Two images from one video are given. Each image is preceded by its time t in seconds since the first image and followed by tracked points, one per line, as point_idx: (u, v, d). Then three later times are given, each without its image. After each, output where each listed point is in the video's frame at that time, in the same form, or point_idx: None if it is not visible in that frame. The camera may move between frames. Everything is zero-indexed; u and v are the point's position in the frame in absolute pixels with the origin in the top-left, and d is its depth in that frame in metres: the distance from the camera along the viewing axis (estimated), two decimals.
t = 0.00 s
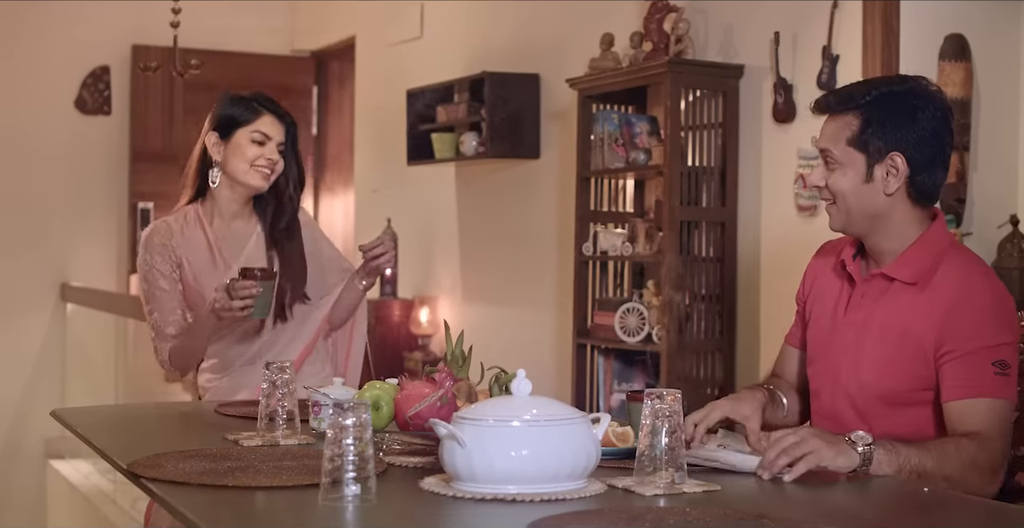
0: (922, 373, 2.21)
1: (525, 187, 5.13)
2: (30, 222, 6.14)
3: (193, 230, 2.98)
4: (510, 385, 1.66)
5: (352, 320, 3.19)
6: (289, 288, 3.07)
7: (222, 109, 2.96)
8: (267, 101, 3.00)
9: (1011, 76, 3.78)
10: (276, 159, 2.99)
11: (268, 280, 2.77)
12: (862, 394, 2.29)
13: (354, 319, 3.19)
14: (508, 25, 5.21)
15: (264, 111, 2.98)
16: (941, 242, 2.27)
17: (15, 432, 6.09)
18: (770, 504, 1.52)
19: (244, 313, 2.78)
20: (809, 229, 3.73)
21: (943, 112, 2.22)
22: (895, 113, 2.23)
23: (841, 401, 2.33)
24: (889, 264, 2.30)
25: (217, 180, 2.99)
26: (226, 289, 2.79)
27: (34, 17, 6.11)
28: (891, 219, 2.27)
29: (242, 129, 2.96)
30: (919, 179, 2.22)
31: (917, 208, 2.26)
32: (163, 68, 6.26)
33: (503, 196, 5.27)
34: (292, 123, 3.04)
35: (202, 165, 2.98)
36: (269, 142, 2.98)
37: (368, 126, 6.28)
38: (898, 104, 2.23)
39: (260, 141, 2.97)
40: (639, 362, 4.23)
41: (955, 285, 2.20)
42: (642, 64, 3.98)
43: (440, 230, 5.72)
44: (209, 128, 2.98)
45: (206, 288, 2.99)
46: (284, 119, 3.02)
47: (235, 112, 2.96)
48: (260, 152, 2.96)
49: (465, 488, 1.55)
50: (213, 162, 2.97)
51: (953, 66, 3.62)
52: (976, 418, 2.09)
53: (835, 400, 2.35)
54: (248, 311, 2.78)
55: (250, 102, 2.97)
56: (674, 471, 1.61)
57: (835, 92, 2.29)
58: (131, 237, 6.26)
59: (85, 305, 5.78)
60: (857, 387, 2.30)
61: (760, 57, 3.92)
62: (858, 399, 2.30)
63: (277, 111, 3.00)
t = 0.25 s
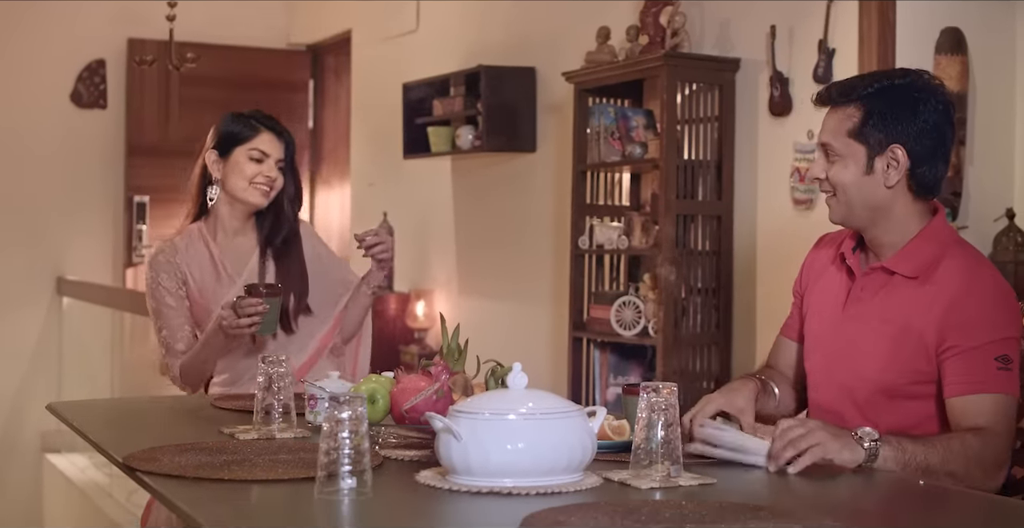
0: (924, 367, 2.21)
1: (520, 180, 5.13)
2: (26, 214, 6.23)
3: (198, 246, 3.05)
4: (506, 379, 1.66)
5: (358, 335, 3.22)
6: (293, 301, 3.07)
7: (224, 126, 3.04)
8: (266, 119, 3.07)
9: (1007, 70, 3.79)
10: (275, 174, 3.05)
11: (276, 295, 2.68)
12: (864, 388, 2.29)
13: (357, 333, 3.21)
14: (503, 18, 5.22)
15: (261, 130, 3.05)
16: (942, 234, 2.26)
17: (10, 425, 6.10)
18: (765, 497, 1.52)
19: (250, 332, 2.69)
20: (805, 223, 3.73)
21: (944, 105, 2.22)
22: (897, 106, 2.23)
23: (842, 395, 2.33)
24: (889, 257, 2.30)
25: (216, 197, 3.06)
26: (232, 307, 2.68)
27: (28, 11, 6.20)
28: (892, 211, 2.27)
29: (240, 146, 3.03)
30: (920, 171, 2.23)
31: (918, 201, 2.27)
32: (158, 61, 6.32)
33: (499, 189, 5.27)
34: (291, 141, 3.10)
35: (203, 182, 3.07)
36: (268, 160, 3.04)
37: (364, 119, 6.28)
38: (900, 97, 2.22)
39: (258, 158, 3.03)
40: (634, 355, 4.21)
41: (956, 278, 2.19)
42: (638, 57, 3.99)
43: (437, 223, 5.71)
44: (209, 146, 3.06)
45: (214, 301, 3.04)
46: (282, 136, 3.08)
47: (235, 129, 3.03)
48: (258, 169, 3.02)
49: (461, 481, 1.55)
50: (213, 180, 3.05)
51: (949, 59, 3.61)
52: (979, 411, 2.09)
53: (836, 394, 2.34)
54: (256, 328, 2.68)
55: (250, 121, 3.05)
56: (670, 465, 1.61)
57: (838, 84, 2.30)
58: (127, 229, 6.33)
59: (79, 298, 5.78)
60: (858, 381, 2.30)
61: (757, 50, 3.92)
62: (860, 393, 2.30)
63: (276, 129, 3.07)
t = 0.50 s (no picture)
0: (922, 361, 2.21)
1: (516, 174, 5.12)
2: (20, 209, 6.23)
3: (211, 253, 3.08)
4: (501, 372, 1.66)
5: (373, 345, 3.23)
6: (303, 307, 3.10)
7: (236, 135, 3.09)
8: (278, 131, 3.11)
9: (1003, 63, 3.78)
10: (285, 186, 3.09)
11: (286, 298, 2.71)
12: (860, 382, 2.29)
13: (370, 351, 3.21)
14: (499, 11, 5.21)
15: (272, 141, 3.09)
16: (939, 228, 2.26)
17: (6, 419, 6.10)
18: (760, 490, 1.52)
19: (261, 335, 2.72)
20: (800, 216, 3.73)
21: (941, 98, 2.21)
22: (894, 98, 2.22)
23: (838, 388, 2.33)
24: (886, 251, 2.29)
25: (229, 205, 3.09)
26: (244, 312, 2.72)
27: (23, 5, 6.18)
28: (889, 205, 2.27)
29: (251, 156, 3.07)
30: (917, 163, 2.23)
31: (916, 194, 2.26)
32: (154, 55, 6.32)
33: (495, 182, 5.27)
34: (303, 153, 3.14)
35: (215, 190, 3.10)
36: (278, 170, 3.08)
37: (359, 112, 6.27)
38: (897, 90, 2.22)
39: (267, 169, 3.07)
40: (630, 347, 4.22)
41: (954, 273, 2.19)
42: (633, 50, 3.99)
43: (432, 216, 5.71)
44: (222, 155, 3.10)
45: (226, 307, 3.07)
46: (292, 147, 3.13)
47: (246, 137, 3.08)
48: (267, 179, 3.06)
49: (456, 475, 1.55)
50: (224, 188, 3.08)
51: (945, 52, 3.60)
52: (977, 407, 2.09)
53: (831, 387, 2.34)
54: (267, 332, 2.72)
55: (263, 131, 3.09)
56: (665, 458, 1.61)
57: (835, 77, 2.29)
58: (122, 223, 6.34)
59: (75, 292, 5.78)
60: (855, 375, 2.29)
61: (753, 44, 3.92)
62: (856, 387, 2.30)
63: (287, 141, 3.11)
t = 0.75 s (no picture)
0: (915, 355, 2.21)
1: (510, 167, 5.12)
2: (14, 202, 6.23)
3: (224, 247, 3.08)
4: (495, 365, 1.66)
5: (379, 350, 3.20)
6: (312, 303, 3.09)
7: (252, 134, 3.05)
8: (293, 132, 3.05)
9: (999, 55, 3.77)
10: (295, 187, 3.03)
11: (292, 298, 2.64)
12: (852, 377, 2.28)
13: (378, 353, 3.19)
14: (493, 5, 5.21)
15: (286, 143, 3.04)
16: (932, 222, 2.26)
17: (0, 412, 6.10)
18: (757, 483, 1.52)
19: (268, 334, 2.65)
20: (794, 210, 3.73)
21: (932, 90, 2.22)
22: (884, 90, 2.23)
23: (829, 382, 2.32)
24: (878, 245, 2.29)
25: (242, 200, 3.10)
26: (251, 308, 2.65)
27: None
28: (881, 197, 2.27)
29: (264, 156, 3.02)
30: (908, 154, 2.23)
31: (907, 186, 2.27)
32: (147, 49, 6.32)
33: (489, 175, 5.26)
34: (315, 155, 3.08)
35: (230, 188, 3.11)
36: (289, 173, 3.02)
37: (353, 106, 6.27)
38: (888, 81, 2.23)
39: (277, 171, 3.01)
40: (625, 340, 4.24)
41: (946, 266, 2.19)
42: (628, 43, 3.98)
43: (426, 211, 5.70)
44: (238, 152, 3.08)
45: (235, 300, 3.08)
46: (307, 149, 3.07)
47: (262, 137, 3.03)
48: (277, 182, 3.01)
49: (450, 468, 1.55)
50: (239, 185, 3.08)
51: (938, 46, 3.58)
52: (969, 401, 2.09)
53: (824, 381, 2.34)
54: (273, 330, 2.64)
55: (279, 131, 3.04)
56: (659, 451, 1.61)
57: (827, 69, 2.30)
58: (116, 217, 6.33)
59: (69, 286, 5.77)
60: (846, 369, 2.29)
61: (747, 37, 3.91)
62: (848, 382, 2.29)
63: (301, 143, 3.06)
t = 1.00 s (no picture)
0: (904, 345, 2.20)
1: (502, 160, 5.12)
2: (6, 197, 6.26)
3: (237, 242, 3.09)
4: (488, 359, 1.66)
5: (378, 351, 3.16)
6: (320, 302, 3.10)
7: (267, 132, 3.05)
8: (306, 131, 3.04)
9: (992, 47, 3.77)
10: (304, 187, 3.03)
11: (301, 289, 2.64)
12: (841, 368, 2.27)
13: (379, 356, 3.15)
14: None
15: (298, 142, 3.02)
16: (921, 213, 2.26)
17: None
18: (751, 476, 1.52)
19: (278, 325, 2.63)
20: (787, 203, 3.73)
21: (917, 82, 2.21)
22: (870, 81, 2.22)
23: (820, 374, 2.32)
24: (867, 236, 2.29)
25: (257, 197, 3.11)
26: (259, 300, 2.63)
27: None
28: (867, 187, 2.26)
29: (275, 155, 3.02)
30: (893, 144, 2.22)
31: (893, 177, 2.26)
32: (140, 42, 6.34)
33: (482, 169, 5.26)
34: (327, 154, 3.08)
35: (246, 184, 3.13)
36: (297, 172, 3.02)
37: (346, 99, 6.26)
38: (873, 73, 2.22)
39: (287, 171, 3.01)
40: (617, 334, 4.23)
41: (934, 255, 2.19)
42: (620, 37, 3.98)
43: (418, 204, 5.70)
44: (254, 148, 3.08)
45: (244, 291, 3.08)
46: (319, 148, 3.06)
47: (274, 135, 3.03)
48: (285, 181, 3.02)
49: (442, 461, 1.55)
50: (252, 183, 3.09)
51: (932, 39, 3.58)
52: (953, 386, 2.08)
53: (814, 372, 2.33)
54: (283, 321, 2.63)
55: (292, 129, 3.03)
56: (652, 444, 1.61)
57: (815, 60, 2.30)
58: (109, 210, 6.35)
59: (61, 278, 5.77)
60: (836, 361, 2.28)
61: (739, 30, 3.91)
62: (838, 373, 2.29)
63: (313, 142, 3.04)
